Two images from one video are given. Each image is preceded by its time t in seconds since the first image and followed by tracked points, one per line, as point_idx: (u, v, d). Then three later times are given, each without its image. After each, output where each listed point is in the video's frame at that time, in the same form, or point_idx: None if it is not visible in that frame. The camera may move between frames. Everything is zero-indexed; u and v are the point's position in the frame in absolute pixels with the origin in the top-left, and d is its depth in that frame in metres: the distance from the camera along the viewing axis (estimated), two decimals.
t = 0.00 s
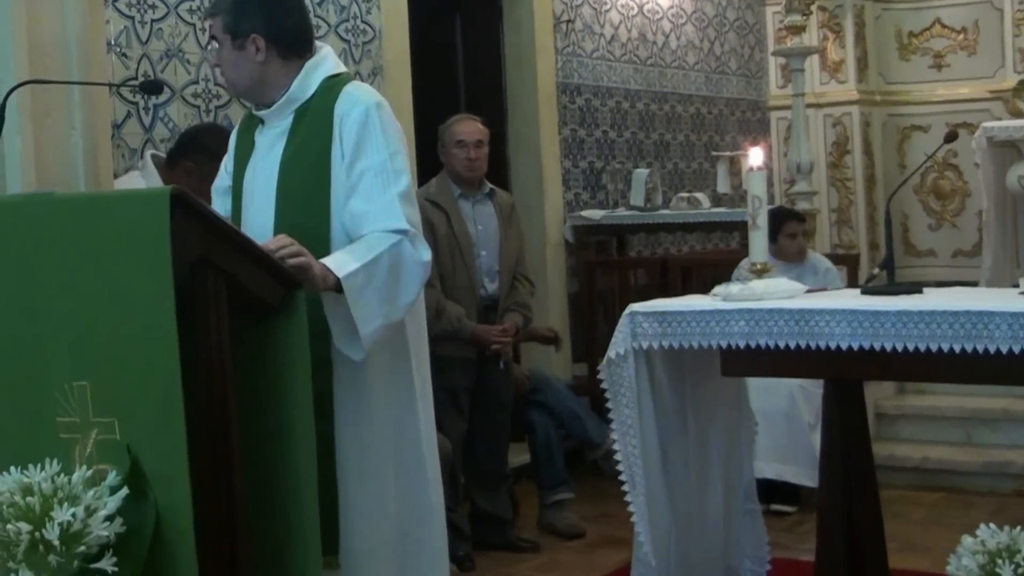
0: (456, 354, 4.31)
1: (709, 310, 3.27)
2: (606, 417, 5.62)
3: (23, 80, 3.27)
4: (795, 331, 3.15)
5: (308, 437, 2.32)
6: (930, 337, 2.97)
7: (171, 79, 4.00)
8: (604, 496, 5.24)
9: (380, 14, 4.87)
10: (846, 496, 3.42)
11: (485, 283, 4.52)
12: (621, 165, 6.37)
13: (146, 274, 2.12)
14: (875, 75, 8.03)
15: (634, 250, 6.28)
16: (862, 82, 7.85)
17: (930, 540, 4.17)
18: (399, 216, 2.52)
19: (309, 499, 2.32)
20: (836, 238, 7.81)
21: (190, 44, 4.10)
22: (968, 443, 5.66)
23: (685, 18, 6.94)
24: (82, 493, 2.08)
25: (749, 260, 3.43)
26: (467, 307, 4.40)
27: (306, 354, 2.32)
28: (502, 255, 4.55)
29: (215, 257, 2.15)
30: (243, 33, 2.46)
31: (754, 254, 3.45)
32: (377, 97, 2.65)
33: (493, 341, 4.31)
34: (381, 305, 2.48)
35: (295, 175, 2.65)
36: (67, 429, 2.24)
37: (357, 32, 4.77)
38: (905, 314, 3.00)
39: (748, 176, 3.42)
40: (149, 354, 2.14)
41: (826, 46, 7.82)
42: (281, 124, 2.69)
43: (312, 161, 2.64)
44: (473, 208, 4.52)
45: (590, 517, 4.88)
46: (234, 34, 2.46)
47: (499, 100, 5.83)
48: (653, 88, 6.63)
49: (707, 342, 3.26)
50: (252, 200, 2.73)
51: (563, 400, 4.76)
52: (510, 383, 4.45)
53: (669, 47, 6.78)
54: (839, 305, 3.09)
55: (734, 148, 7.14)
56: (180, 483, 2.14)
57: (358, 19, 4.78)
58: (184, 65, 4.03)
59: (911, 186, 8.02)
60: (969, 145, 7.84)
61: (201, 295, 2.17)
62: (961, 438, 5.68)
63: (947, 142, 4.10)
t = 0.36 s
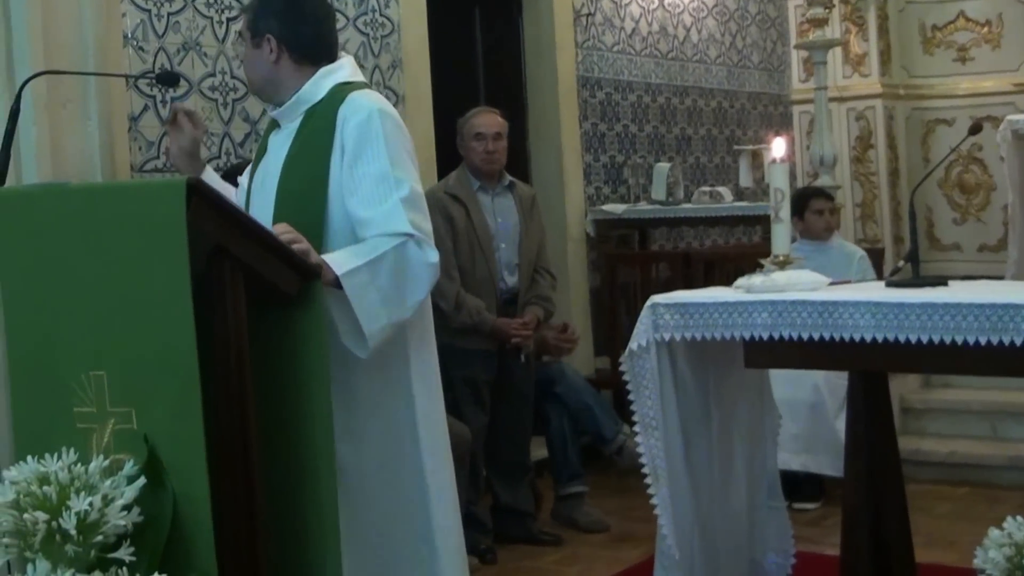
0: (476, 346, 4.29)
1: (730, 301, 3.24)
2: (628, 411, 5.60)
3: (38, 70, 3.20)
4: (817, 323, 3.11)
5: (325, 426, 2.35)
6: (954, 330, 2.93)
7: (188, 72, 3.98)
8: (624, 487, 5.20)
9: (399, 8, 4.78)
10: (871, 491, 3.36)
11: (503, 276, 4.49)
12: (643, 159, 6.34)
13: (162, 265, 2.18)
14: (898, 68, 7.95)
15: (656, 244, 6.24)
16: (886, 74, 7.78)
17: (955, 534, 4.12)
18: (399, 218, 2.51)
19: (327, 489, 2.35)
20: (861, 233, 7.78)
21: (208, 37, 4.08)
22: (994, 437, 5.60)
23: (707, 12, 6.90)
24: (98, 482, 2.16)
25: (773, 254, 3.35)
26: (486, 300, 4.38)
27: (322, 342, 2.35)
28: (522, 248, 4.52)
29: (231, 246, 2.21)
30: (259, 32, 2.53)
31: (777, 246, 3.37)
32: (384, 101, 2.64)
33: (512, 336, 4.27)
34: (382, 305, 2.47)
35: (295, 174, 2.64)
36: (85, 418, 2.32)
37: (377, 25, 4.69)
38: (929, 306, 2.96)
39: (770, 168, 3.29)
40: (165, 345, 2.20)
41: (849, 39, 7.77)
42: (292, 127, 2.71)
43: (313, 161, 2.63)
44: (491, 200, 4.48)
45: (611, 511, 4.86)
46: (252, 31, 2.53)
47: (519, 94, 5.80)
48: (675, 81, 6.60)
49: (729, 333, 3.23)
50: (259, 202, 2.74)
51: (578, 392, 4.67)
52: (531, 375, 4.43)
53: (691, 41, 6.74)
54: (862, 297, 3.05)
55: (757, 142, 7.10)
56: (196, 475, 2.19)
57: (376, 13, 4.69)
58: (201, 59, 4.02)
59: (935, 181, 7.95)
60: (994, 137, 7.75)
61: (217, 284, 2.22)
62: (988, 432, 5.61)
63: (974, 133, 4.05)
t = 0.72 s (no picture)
0: (492, 343, 4.30)
1: (751, 299, 3.19)
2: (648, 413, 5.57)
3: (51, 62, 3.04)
4: (841, 321, 3.06)
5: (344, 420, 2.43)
6: (979, 329, 2.88)
7: (205, 68, 3.98)
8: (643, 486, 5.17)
9: (417, 5, 4.76)
10: (894, 491, 3.31)
11: (521, 275, 4.46)
12: (664, 159, 6.31)
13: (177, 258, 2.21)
14: (922, 69, 7.72)
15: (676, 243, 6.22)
16: (910, 75, 7.59)
17: (977, 535, 4.07)
18: (376, 245, 2.67)
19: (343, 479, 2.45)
20: (882, 234, 7.61)
21: (225, 32, 4.07)
22: (1017, 439, 5.54)
23: (728, 11, 6.87)
24: (112, 474, 2.13)
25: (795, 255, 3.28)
26: (503, 299, 4.37)
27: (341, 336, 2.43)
28: (540, 246, 4.49)
29: (249, 241, 2.26)
30: (265, 60, 2.79)
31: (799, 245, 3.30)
32: (371, 132, 2.79)
33: (529, 333, 4.24)
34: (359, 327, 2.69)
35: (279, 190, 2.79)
36: (100, 411, 2.33)
37: (396, 23, 4.68)
38: (954, 306, 2.91)
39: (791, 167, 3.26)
40: (181, 336, 2.22)
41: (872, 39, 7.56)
42: (285, 147, 2.88)
43: (296, 180, 2.77)
44: (508, 197, 4.47)
45: (628, 511, 4.84)
46: (257, 54, 2.79)
47: (539, 92, 5.77)
48: (696, 81, 6.57)
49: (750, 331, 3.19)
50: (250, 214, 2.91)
51: (598, 393, 4.64)
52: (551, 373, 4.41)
53: (712, 41, 6.72)
54: (887, 295, 3.00)
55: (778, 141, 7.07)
56: (212, 465, 2.20)
57: (395, 11, 4.68)
58: (218, 54, 4.01)
59: (957, 182, 7.72)
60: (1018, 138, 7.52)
61: (234, 279, 2.26)
62: (1011, 434, 5.55)
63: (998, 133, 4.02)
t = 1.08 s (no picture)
0: (504, 351, 4.30)
1: (771, 303, 3.12)
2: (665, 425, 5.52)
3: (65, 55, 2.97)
4: (859, 327, 2.99)
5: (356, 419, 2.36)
6: (998, 336, 2.78)
7: (222, 68, 3.96)
8: (659, 500, 5.10)
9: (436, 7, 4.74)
10: (913, 500, 3.24)
11: (535, 280, 4.42)
12: (683, 168, 6.27)
13: (190, 247, 2.16)
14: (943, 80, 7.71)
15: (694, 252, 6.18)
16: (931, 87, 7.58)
17: (996, 549, 4.00)
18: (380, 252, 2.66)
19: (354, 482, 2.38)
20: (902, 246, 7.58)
21: (243, 34, 4.06)
22: None
23: (750, 19, 6.83)
24: (122, 468, 2.12)
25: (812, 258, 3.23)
26: (516, 305, 4.35)
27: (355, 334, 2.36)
28: (555, 252, 4.45)
29: (261, 232, 2.20)
30: (263, 63, 2.75)
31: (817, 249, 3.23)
32: (366, 136, 2.77)
33: (540, 340, 4.24)
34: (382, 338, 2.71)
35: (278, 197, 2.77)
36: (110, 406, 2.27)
37: (414, 25, 4.66)
38: (972, 312, 2.82)
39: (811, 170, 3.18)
40: (192, 328, 2.17)
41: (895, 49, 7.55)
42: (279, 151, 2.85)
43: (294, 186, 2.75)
44: (525, 202, 4.43)
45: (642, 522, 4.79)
46: (256, 57, 2.75)
47: (559, 100, 5.74)
48: (716, 90, 6.54)
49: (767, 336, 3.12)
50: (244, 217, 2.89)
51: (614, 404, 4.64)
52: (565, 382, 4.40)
53: (732, 49, 6.69)
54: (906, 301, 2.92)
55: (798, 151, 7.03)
56: (221, 460, 2.15)
57: (414, 13, 4.66)
58: (234, 56, 3.99)
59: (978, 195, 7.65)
60: None
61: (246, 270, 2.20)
62: None
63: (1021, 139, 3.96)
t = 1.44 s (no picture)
0: (511, 367, 4.26)
1: (786, 311, 3.06)
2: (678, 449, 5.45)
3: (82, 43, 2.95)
4: (876, 333, 2.93)
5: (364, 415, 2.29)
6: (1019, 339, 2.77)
7: (237, 75, 3.96)
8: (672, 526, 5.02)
9: (454, 15, 4.74)
10: (926, 517, 3.18)
11: (547, 294, 4.39)
12: (700, 186, 6.24)
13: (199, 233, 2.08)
14: (966, 100, 7.72)
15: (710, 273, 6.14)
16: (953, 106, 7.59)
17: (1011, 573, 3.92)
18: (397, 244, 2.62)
19: (360, 480, 2.31)
20: (920, 271, 7.55)
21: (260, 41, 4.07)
22: None
23: (771, 35, 6.82)
24: (128, 461, 1.97)
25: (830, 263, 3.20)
26: (527, 319, 4.33)
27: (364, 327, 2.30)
28: (568, 264, 4.41)
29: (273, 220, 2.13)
30: (268, 57, 2.70)
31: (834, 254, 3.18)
32: (370, 126, 2.72)
33: (549, 355, 4.19)
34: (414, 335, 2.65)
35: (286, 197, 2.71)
36: (118, 401, 2.17)
37: (431, 34, 4.66)
38: (990, 314, 2.79)
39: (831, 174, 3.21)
40: (198, 318, 2.09)
41: (916, 67, 7.56)
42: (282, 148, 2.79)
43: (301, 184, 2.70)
44: (539, 214, 4.41)
45: (653, 546, 4.71)
46: (261, 53, 2.70)
47: (577, 115, 5.72)
48: (736, 106, 6.52)
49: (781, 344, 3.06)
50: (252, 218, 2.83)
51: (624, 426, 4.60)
52: (576, 401, 4.34)
53: (753, 65, 6.67)
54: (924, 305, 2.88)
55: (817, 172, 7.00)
56: (228, 457, 2.06)
57: (432, 21, 4.66)
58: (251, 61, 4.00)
59: (1000, 219, 7.63)
60: None
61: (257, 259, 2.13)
62: None
63: None
